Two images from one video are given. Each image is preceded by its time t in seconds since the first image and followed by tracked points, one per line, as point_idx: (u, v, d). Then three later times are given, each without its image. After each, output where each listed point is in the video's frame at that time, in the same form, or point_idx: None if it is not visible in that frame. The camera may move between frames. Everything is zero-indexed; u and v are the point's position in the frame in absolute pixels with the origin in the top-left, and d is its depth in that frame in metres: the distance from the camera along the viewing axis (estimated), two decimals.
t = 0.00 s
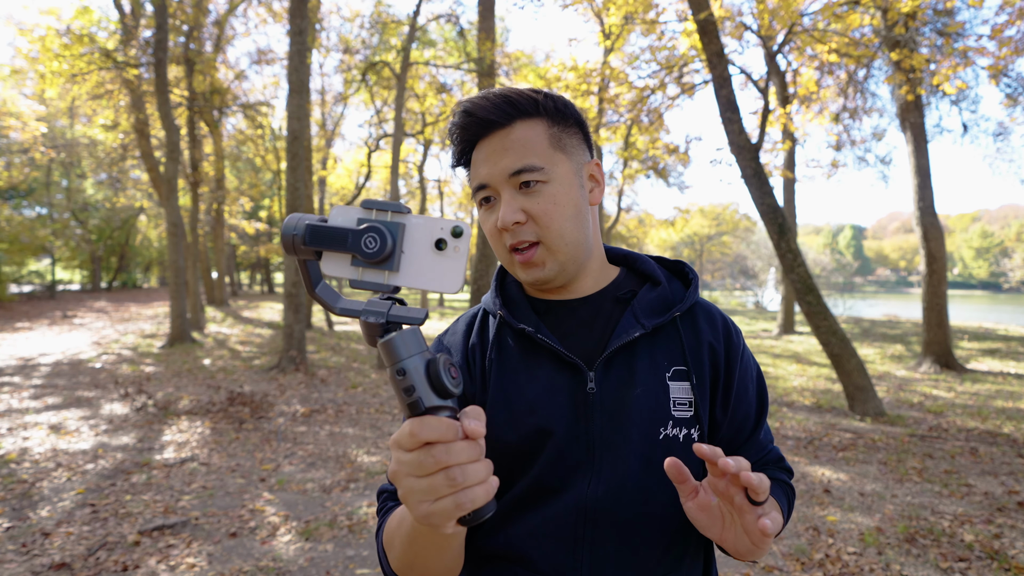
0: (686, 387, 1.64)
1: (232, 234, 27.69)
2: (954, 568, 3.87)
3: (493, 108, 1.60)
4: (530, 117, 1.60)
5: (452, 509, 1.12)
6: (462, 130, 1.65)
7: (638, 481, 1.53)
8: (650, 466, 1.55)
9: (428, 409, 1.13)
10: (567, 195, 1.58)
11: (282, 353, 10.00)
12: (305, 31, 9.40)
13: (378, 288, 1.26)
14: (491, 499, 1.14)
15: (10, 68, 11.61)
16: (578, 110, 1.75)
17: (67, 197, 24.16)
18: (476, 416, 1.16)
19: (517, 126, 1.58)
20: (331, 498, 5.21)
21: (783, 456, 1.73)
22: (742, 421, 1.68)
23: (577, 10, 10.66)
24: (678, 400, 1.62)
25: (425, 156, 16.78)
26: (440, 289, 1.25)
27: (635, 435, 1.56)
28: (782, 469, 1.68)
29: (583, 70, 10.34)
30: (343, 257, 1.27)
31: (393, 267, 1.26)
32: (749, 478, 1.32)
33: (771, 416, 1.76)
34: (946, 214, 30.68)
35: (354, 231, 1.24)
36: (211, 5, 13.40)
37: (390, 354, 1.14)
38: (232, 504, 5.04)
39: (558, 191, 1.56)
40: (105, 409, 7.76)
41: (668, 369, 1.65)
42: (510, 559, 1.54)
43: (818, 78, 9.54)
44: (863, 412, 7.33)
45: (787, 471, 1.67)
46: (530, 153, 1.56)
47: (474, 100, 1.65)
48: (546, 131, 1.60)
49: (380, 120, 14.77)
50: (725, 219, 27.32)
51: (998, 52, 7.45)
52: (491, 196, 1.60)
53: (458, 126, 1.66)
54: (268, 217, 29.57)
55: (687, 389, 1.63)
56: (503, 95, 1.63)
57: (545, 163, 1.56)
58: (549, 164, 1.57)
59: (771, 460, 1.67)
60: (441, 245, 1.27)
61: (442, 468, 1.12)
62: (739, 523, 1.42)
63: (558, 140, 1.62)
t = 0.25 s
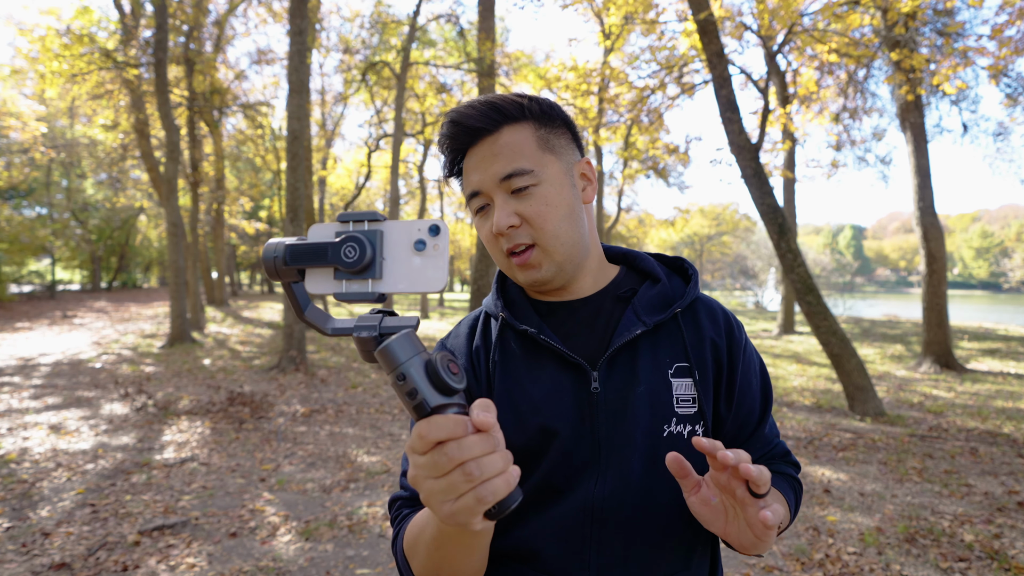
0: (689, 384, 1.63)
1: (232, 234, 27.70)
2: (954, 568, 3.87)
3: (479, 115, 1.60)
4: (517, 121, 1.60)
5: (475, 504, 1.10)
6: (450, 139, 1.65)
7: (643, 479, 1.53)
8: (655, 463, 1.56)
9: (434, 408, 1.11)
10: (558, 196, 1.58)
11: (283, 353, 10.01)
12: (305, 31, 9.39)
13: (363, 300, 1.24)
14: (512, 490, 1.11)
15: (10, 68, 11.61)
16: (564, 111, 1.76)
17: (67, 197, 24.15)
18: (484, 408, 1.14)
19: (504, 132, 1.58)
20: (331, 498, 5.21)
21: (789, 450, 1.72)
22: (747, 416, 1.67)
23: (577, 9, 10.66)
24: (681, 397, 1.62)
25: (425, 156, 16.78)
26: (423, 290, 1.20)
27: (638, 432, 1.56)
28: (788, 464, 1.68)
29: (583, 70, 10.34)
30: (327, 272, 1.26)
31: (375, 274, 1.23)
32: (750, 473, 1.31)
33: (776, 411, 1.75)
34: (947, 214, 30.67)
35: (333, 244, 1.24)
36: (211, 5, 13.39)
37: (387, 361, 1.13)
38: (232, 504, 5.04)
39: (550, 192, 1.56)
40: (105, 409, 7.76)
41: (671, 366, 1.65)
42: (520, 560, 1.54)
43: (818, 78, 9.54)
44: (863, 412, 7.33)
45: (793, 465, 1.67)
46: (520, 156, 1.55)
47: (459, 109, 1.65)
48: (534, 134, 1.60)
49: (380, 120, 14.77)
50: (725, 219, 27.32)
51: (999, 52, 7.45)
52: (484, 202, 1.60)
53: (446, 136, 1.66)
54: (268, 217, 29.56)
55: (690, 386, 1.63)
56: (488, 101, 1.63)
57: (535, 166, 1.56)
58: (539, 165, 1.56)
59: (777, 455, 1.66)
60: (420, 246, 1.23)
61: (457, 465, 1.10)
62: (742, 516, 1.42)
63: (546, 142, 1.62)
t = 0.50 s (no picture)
0: (694, 383, 1.63)
1: (232, 234, 27.71)
2: (954, 568, 3.87)
3: (481, 117, 1.59)
4: (518, 123, 1.60)
5: (489, 508, 1.10)
6: (452, 141, 1.64)
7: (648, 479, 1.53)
8: (659, 463, 1.56)
9: (441, 415, 1.12)
10: (561, 197, 1.57)
11: (283, 353, 10.01)
12: (305, 31, 9.39)
13: (360, 308, 1.23)
14: (525, 491, 1.11)
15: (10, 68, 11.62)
16: (567, 111, 1.75)
17: (67, 197, 24.14)
18: (491, 409, 1.14)
19: (505, 133, 1.58)
20: (331, 498, 5.21)
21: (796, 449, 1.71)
22: (753, 415, 1.66)
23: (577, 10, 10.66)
24: (686, 396, 1.62)
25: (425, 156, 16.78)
26: (420, 290, 1.19)
27: (642, 432, 1.56)
28: (795, 463, 1.67)
29: (583, 70, 10.33)
30: (320, 286, 1.25)
31: (369, 282, 1.22)
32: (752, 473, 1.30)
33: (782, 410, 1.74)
34: (947, 214, 30.66)
35: (323, 257, 1.23)
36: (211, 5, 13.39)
37: (390, 369, 1.14)
38: (232, 504, 5.04)
39: (552, 194, 1.55)
40: (105, 409, 7.76)
41: (675, 366, 1.64)
42: (526, 561, 1.55)
43: (818, 78, 9.54)
44: (863, 412, 7.33)
45: (800, 464, 1.66)
46: (521, 158, 1.55)
47: (460, 111, 1.64)
48: (536, 135, 1.59)
49: (380, 120, 14.78)
50: (726, 219, 27.32)
51: (999, 52, 7.45)
52: (486, 204, 1.60)
53: (448, 138, 1.66)
54: (268, 217, 29.56)
55: (695, 385, 1.63)
56: (489, 103, 1.62)
57: (537, 168, 1.55)
58: (541, 167, 1.56)
59: (783, 454, 1.66)
60: (411, 246, 1.22)
61: (469, 470, 1.10)
62: (745, 517, 1.41)
63: (548, 143, 1.61)
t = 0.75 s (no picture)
0: (700, 389, 1.62)
1: (232, 234, 27.70)
2: (954, 568, 3.87)
3: (492, 116, 1.58)
4: (531, 122, 1.58)
5: (485, 527, 1.12)
6: (462, 138, 1.63)
7: (651, 484, 1.52)
8: (663, 469, 1.55)
9: (442, 432, 1.12)
10: (572, 200, 1.57)
11: (283, 353, 10.01)
12: (305, 31, 9.39)
13: (367, 318, 1.22)
14: (522, 511, 1.14)
15: (10, 68, 11.62)
16: (579, 110, 1.74)
17: (67, 197, 24.12)
18: (492, 429, 1.13)
19: (517, 133, 1.56)
20: (331, 498, 5.21)
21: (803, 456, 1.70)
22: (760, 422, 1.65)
23: (577, 10, 10.67)
24: (691, 402, 1.61)
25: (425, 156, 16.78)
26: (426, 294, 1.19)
27: (646, 435, 1.56)
28: (802, 470, 1.67)
29: (583, 70, 10.33)
30: (322, 300, 1.24)
31: (372, 292, 1.23)
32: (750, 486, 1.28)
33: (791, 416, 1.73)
34: (947, 214, 30.64)
35: (323, 271, 1.22)
36: (211, 5, 13.39)
37: (392, 385, 1.14)
38: (232, 504, 5.04)
39: (563, 198, 1.55)
40: (105, 409, 7.76)
41: (681, 370, 1.63)
42: (526, 559, 1.56)
43: (818, 78, 9.54)
44: (863, 412, 7.33)
45: (809, 472, 1.66)
46: (533, 160, 1.54)
47: (471, 108, 1.63)
48: (548, 136, 1.58)
49: (380, 120, 14.77)
50: (726, 219, 27.34)
51: (998, 52, 7.45)
52: (495, 205, 1.59)
53: (458, 134, 1.64)
54: (268, 218, 29.56)
55: (701, 390, 1.62)
56: (502, 101, 1.61)
57: (549, 170, 1.54)
58: (553, 170, 1.55)
59: (791, 461, 1.65)
60: (411, 252, 1.22)
61: (467, 489, 1.12)
62: (745, 528, 1.39)
63: (560, 145, 1.60)
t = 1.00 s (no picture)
0: (696, 405, 1.60)
1: (232, 234, 27.72)
2: (954, 568, 3.87)
3: (522, 111, 1.58)
4: (560, 123, 1.58)
5: (437, 553, 1.19)
6: (488, 129, 1.63)
7: (638, 497, 1.52)
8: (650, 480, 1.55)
9: (416, 458, 1.15)
10: (591, 209, 1.57)
11: (283, 353, 10.01)
12: (305, 31, 9.39)
13: (374, 328, 1.22)
14: (475, 544, 1.21)
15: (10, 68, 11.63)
16: (611, 115, 1.73)
17: (67, 197, 24.10)
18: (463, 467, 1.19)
19: (545, 131, 1.56)
20: (331, 498, 5.21)
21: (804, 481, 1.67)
22: (759, 443, 1.62)
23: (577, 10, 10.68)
24: (685, 417, 1.59)
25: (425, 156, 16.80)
26: (433, 302, 1.19)
27: (637, 446, 1.55)
28: (801, 496, 1.64)
29: (583, 70, 10.33)
30: (329, 312, 1.24)
31: (379, 301, 1.22)
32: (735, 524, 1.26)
33: (794, 438, 1.69)
34: (947, 214, 30.64)
35: (328, 281, 1.22)
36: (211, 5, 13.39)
37: (382, 403, 1.14)
38: (232, 504, 5.04)
39: (582, 206, 1.55)
40: (105, 409, 7.76)
41: (677, 385, 1.62)
42: (506, 555, 1.59)
43: (818, 77, 9.54)
44: (863, 412, 7.33)
45: (807, 497, 1.64)
46: (557, 162, 1.53)
47: (501, 100, 1.63)
48: (576, 139, 1.58)
49: (380, 120, 14.78)
50: (725, 219, 27.35)
51: (998, 52, 7.46)
52: (512, 202, 1.59)
53: (485, 124, 1.64)
54: (268, 218, 29.58)
55: (696, 406, 1.60)
56: (533, 97, 1.60)
57: (572, 176, 1.54)
58: (576, 176, 1.55)
59: (789, 485, 1.63)
60: (417, 259, 1.22)
61: (428, 517, 1.18)
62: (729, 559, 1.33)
63: (587, 149, 1.59)
